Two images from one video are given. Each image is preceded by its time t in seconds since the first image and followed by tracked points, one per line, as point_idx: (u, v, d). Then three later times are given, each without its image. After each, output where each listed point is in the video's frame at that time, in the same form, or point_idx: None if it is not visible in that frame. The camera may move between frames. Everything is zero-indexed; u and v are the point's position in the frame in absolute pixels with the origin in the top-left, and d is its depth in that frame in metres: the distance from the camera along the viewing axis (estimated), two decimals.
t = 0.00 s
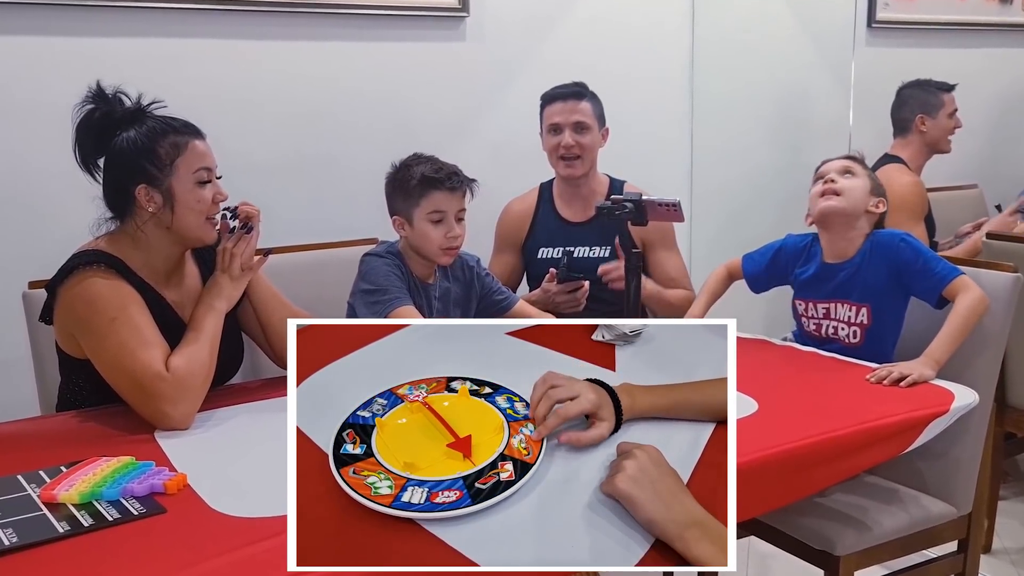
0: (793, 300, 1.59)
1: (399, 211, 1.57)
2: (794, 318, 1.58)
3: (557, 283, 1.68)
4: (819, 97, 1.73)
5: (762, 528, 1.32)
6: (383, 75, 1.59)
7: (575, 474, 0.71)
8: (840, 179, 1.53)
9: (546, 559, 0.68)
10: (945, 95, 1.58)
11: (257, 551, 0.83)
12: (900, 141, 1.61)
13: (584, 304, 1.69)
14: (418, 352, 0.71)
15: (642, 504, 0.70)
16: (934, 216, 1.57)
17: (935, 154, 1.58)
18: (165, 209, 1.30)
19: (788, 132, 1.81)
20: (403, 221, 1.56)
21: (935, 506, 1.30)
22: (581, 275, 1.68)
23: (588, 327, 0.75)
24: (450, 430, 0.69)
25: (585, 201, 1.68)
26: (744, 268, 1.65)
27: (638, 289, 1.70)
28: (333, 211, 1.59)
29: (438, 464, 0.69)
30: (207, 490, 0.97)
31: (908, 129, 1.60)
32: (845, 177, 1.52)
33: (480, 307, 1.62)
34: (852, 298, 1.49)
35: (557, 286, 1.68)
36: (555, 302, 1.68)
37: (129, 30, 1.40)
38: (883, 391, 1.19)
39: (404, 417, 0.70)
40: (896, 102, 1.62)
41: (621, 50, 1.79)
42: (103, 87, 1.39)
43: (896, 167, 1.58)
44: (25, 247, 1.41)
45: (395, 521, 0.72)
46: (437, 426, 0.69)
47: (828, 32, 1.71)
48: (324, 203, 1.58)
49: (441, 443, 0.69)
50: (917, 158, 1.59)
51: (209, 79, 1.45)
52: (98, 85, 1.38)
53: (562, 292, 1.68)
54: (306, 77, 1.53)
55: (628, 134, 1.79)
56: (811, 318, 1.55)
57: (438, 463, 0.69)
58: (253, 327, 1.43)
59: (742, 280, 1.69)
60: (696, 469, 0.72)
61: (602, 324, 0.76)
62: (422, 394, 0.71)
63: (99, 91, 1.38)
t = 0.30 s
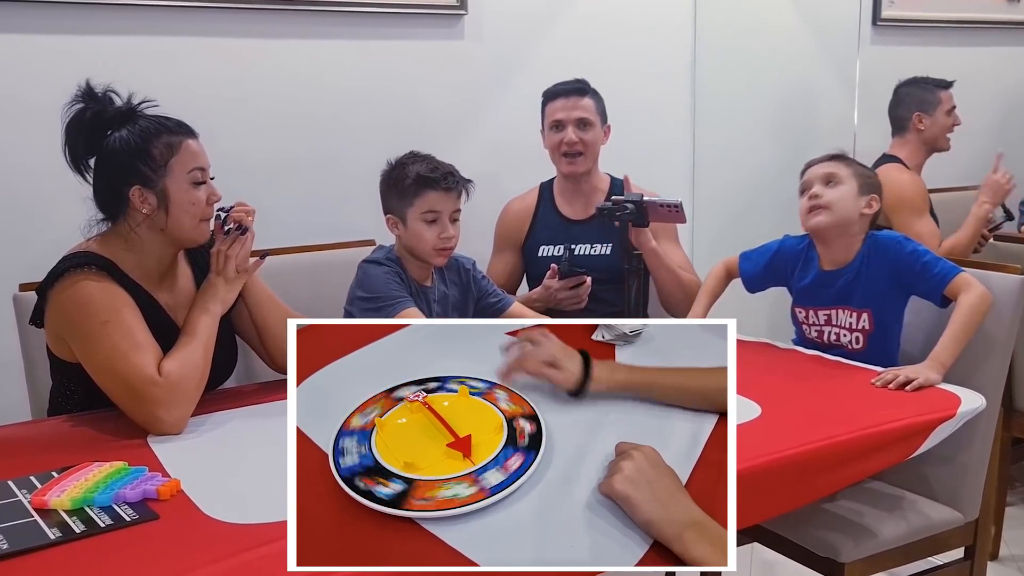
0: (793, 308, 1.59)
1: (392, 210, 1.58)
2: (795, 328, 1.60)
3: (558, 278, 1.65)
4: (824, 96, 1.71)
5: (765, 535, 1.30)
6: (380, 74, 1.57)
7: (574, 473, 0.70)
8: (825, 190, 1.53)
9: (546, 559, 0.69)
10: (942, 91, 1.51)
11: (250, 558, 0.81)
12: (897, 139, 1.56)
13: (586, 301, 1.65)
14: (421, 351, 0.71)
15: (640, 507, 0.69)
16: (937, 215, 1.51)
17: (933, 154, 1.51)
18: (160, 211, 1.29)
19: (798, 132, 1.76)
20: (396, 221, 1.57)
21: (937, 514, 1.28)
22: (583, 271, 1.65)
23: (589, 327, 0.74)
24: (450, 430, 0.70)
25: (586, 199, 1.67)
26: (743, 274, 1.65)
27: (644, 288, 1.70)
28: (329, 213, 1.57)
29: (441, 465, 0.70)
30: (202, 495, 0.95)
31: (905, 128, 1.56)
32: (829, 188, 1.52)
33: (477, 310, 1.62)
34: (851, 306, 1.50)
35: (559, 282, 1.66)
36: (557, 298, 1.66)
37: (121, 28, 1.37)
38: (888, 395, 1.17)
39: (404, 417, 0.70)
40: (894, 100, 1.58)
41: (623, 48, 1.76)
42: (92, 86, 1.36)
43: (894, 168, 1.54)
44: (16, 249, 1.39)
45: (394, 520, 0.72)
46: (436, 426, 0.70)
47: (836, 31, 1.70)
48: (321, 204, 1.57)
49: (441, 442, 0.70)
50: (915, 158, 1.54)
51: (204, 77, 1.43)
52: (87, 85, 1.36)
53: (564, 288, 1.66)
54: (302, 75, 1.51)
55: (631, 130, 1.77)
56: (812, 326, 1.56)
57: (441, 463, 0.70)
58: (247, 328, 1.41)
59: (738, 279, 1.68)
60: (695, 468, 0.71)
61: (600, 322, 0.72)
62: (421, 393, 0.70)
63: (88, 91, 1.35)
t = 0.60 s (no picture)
0: (790, 318, 1.58)
1: (382, 210, 1.54)
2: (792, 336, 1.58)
3: (558, 272, 1.63)
4: (824, 93, 1.68)
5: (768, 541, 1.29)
6: (377, 72, 1.55)
7: (574, 471, 0.68)
8: (795, 238, 1.52)
9: (546, 559, 0.67)
10: (939, 89, 1.49)
11: (247, 565, 0.79)
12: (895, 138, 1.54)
13: (587, 292, 1.64)
14: (421, 349, 0.70)
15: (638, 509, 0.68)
16: (939, 215, 1.50)
17: (931, 151, 1.49)
18: (145, 206, 1.27)
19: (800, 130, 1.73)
20: (386, 220, 1.53)
21: (937, 521, 1.26)
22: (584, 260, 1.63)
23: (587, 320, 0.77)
24: (450, 431, 0.68)
25: (587, 197, 1.64)
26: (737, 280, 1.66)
27: (643, 288, 1.67)
28: (326, 213, 1.55)
29: (441, 465, 0.68)
30: (196, 501, 0.93)
31: (903, 127, 1.53)
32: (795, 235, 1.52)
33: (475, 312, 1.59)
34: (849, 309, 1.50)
35: (558, 275, 1.63)
36: (557, 291, 1.64)
37: (114, 26, 1.35)
38: (894, 400, 1.15)
39: (404, 417, 0.68)
40: (891, 99, 1.56)
41: (624, 46, 1.74)
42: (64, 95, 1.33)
43: (894, 168, 1.53)
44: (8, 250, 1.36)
45: (395, 521, 0.69)
46: (436, 426, 0.68)
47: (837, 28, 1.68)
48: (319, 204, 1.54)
49: (441, 442, 0.68)
50: (913, 157, 1.52)
51: (199, 76, 1.41)
52: (59, 94, 1.32)
53: (564, 281, 1.64)
54: (298, 74, 1.49)
55: (633, 131, 1.76)
56: (811, 335, 1.56)
57: (441, 464, 0.68)
58: (243, 334, 1.40)
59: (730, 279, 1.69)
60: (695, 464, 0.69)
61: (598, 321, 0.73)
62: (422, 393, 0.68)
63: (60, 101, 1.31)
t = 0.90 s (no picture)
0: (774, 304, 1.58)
1: (365, 203, 1.49)
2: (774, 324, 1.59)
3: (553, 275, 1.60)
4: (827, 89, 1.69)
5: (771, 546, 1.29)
6: (375, 71, 1.52)
7: (573, 472, 0.74)
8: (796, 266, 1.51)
9: (545, 560, 0.72)
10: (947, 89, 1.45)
11: (242, 572, 0.78)
12: (904, 138, 1.53)
13: (587, 301, 1.60)
14: (422, 347, 0.76)
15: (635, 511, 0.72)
16: (946, 217, 1.47)
17: (942, 151, 1.46)
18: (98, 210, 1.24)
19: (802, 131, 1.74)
20: (369, 214, 1.49)
21: (941, 529, 1.25)
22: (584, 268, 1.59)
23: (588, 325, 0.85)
24: (450, 430, 0.74)
25: (588, 200, 1.61)
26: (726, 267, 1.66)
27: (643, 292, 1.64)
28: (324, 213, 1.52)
29: (441, 465, 0.74)
30: (190, 507, 0.91)
31: (912, 127, 1.51)
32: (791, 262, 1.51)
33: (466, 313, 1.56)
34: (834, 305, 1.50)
35: (559, 281, 1.60)
36: (557, 298, 1.60)
37: (108, 24, 1.33)
38: (899, 405, 1.13)
39: (404, 417, 0.75)
40: (898, 99, 1.54)
41: (624, 45, 1.72)
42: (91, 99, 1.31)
43: (901, 169, 1.53)
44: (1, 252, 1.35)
45: (395, 522, 0.74)
46: (436, 426, 0.74)
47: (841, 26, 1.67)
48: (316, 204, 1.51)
49: (441, 442, 0.74)
50: (923, 157, 1.50)
51: (194, 74, 1.38)
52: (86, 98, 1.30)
53: (564, 287, 1.60)
54: (295, 72, 1.46)
55: (634, 131, 1.74)
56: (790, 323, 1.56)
57: (441, 464, 0.74)
58: (238, 336, 1.38)
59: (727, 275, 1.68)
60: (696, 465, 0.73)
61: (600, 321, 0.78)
62: (423, 394, 0.75)
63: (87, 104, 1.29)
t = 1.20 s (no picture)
0: (775, 301, 1.59)
1: (350, 205, 1.50)
2: (770, 321, 1.60)
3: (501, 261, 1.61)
4: (832, 89, 1.68)
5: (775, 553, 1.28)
6: (373, 69, 1.50)
7: (569, 480, 0.83)
8: (800, 232, 1.54)
9: (544, 558, 0.79)
10: (968, 91, 1.41)
11: None
12: (921, 141, 1.49)
13: (586, 309, 1.62)
14: (418, 347, 0.94)
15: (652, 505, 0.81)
16: (958, 224, 1.43)
17: (958, 154, 1.42)
18: (93, 215, 1.25)
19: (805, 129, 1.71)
20: (356, 215, 1.50)
21: (941, 535, 1.24)
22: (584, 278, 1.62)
23: (589, 325, 1.02)
24: (450, 430, 0.85)
25: (588, 206, 1.61)
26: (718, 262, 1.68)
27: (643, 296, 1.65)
28: (322, 214, 1.49)
29: (440, 463, 0.83)
30: (184, 512, 0.89)
31: (930, 129, 1.48)
32: (798, 227, 1.54)
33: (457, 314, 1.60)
34: (828, 305, 1.52)
35: (558, 291, 1.62)
36: (556, 307, 1.62)
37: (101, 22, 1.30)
38: (905, 409, 1.11)
39: (404, 416, 0.85)
40: (916, 101, 1.50)
41: (625, 44, 1.70)
42: (105, 80, 1.30)
43: (916, 171, 1.49)
44: None
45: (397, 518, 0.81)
46: (436, 425, 0.85)
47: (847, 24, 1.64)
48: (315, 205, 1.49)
49: (441, 441, 0.84)
50: (940, 160, 1.46)
51: (188, 72, 1.36)
52: (99, 80, 1.29)
53: (563, 297, 1.62)
54: (291, 71, 1.44)
55: (635, 131, 1.71)
56: (788, 324, 1.57)
57: (440, 462, 0.83)
58: (232, 338, 1.36)
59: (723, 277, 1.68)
60: (698, 466, 0.85)
61: (602, 323, 1.03)
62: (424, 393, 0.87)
63: (99, 86, 1.29)
